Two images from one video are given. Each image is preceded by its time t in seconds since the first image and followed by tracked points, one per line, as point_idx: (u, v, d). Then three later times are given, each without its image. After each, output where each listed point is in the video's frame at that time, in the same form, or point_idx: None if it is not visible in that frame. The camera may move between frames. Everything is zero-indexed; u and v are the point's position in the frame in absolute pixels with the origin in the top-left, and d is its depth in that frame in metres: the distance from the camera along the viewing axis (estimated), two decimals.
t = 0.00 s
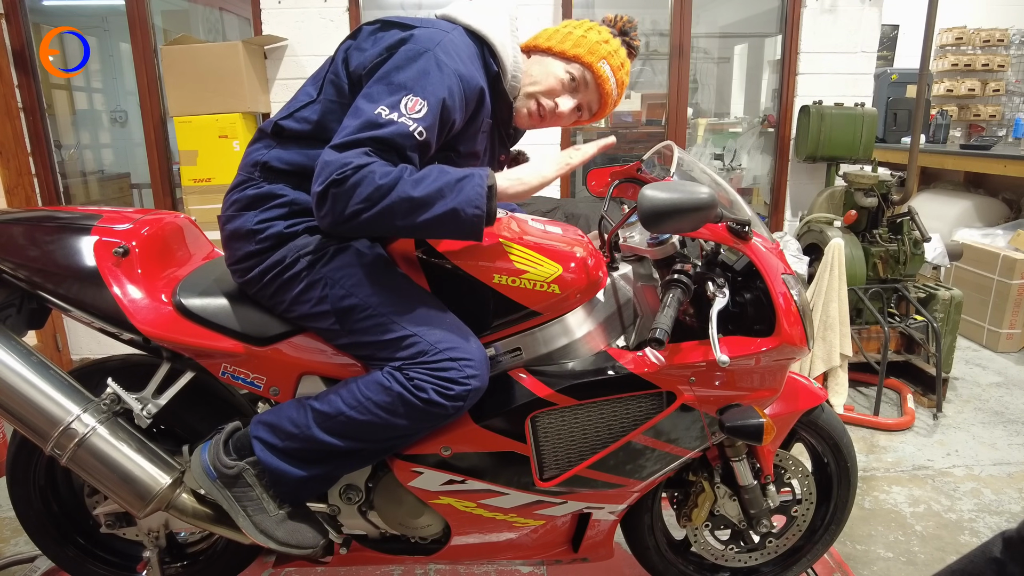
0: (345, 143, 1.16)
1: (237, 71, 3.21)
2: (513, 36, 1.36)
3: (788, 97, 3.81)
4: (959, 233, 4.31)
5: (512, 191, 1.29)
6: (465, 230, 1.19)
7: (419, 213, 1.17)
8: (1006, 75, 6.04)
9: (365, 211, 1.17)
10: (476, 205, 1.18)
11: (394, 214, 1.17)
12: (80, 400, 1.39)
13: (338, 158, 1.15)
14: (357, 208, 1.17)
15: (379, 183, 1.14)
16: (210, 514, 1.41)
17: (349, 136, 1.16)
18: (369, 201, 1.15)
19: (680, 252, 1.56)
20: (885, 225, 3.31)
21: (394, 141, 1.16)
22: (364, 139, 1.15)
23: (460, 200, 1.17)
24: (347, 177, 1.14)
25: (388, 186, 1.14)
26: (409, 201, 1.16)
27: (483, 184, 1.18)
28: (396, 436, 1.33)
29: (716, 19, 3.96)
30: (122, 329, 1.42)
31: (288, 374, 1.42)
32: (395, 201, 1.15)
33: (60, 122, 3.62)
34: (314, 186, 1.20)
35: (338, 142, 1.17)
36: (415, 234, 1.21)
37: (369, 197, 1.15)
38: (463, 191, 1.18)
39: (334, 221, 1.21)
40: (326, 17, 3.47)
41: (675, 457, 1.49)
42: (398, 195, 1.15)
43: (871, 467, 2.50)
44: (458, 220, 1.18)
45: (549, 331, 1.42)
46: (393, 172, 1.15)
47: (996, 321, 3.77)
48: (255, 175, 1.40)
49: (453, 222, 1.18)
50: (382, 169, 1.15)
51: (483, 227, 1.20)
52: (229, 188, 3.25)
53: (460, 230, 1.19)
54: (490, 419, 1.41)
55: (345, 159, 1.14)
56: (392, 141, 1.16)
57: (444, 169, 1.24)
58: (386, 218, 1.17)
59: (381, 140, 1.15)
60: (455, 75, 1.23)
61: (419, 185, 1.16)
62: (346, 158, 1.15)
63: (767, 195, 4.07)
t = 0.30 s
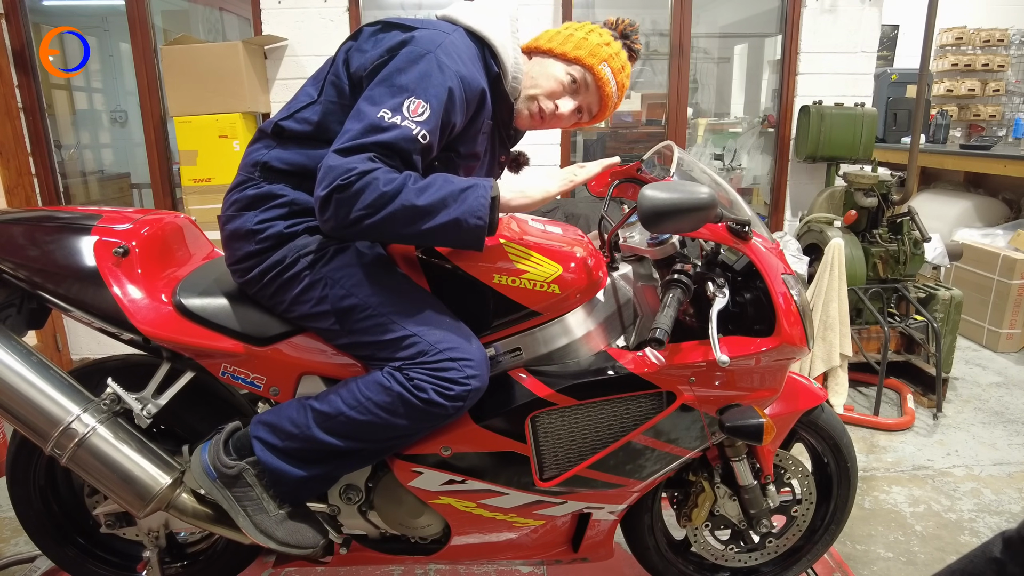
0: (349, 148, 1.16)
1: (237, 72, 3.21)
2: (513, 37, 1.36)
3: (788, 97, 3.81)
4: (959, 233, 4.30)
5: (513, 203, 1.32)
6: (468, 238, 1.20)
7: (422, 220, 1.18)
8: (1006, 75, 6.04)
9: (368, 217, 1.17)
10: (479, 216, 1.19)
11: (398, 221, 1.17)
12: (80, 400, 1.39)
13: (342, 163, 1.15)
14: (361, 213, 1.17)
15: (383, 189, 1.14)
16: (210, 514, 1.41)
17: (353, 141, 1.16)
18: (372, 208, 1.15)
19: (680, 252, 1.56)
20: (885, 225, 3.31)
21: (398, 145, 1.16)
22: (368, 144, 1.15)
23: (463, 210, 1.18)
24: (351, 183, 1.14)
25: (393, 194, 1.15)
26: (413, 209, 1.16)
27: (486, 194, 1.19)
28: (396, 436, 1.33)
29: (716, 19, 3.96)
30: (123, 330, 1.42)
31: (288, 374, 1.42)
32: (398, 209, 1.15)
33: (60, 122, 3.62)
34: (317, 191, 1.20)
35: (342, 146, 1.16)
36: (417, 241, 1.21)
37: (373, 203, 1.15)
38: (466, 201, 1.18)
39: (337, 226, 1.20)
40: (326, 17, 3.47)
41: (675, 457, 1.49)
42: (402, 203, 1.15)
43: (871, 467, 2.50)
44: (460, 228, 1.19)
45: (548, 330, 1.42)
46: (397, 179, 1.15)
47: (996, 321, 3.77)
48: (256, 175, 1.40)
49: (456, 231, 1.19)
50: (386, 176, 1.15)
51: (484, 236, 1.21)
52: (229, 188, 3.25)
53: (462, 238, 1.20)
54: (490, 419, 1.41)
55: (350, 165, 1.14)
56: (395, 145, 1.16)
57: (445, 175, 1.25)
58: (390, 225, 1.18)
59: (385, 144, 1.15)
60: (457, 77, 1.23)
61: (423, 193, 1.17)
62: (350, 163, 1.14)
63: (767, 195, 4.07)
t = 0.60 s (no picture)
0: (349, 148, 1.16)
1: (237, 72, 3.21)
2: (513, 37, 1.36)
3: (788, 97, 3.81)
4: (959, 233, 4.30)
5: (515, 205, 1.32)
6: (468, 238, 1.20)
7: (422, 220, 1.18)
8: (1006, 75, 6.04)
9: (368, 217, 1.17)
10: (479, 215, 1.19)
11: (398, 221, 1.17)
12: (80, 400, 1.39)
13: (342, 163, 1.15)
14: (360, 213, 1.17)
15: (383, 189, 1.14)
16: (210, 514, 1.41)
17: (353, 140, 1.16)
18: (372, 207, 1.15)
19: (680, 252, 1.56)
20: (885, 225, 3.31)
21: (398, 144, 1.16)
22: (368, 144, 1.15)
23: (463, 210, 1.18)
24: (351, 182, 1.14)
25: (393, 193, 1.14)
26: (413, 208, 1.16)
27: (486, 194, 1.19)
28: (396, 436, 1.33)
29: (717, 19, 3.96)
30: (123, 329, 1.42)
31: (288, 374, 1.42)
32: (398, 208, 1.15)
33: (60, 122, 3.62)
34: (317, 191, 1.20)
35: (342, 146, 1.16)
36: (416, 241, 1.21)
37: (374, 203, 1.15)
38: (466, 201, 1.18)
39: (337, 225, 1.20)
40: (326, 17, 3.47)
41: (675, 457, 1.49)
42: (402, 202, 1.15)
43: (871, 467, 2.50)
44: (460, 228, 1.19)
45: (548, 330, 1.42)
46: (398, 178, 1.15)
47: (996, 321, 3.77)
48: (256, 175, 1.40)
49: (456, 231, 1.19)
50: (386, 176, 1.15)
51: (484, 236, 1.21)
52: (229, 188, 3.25)
53: (462, 238, 1.20)
54: (490, 419, 1.41)
55: (350, 164, 1.14)
56: (396, 145, 1.16)
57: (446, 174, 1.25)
58: (390, 225, 1.18)
59: (385, 144, 1.15)
60: (457, 77, 1.23)
61: (423, 193, 1.17)
62: (351, 163, 1.14)
63: (767, 195, 4.07)
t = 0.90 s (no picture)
0: (349, 148, 1.16)
1: (237, 71, 3.21)
2: (514, 37, 1.35)
3: (788, 97, 3.81)
4: (959, 233, 4.30)
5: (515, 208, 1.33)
6: (469, 239, 1.20)
7: (422, 221, 1.18)
8: (1006, 75, 6.04)
9: (368, 218, 1.17)
10: (479, 217, 1.19)
11: (397, 222, 1.17)
12: (80, 400, 1.39)
13: (343, 164, 1.15)
14: (361, 214, 1.17)
15: (383, 190, 1.14)
16: (210, 514, 1.41)
17: (354, 141, 1.16)
18: (371, 208, 1.15)
19: (680, 252, 1.56)
20: (885, 225, 3.31)
21: (398, 145, 1.16)
22: (368, 145, 1.15)
23: (463, 211, 1.18)
24: (351, 183, 1.14)
25: (393, 195, 1.15)
26: (413, 210, 1.16)
27: (487, 196, 1.19)
28: (395, 436, 1.33)
29: (717, 19, 3.96)
30: (122, 329, 1.42)
31: (288, 374, 1.42)
32: (398, 209, 1.15)
33: (60, 122, 3.62)
34: (317, 191, 1.20)
35: (342, 147, 1.17)
36: (416, 242, 1.21)
37: (374, 204, 1.15)
38: (466, 202, 1.19)
39: (337, 226, 1.20)
40: (326, 17, 3.47)
41: (675, 457, 1.49)
42: (402, 203, 1.15)
43: (871, 467, 2.50)
44: (460, 230, 1.19)
45: (549, 330, 1.42)
46: (398, 179, 1.15)
47: (996, 321, 3.77)
48: (256, 175, 1.40)
49: (457, 232, 1.19)
50: (386, 176, 1.15)
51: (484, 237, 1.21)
52: (229, 188, 3.25)
53: (462, 240, 1.20)
54: (490, 419, 1.41)
55: (350, 165, 1.14)
56: (396, 146, 1.16)
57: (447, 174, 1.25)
58: (389, 226, 1.18)
59: (385, 145, 1.16)
60: (457, 78, 1.22)
61: (423, 194, 1.17)
62: (350, 164, 1.14)
63: (767, 195, 4.07)
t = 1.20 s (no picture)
0: (358, 164, 1.16)
1: (237, 71, 3.21)
2: (514, 37, 1.35)
3: (788, 97, 3.82)
4: (959, 233, 4.30)
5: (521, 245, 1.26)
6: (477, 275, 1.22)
7: (432, 252, 1.20)
8: (1006, 75, 6.04)
9: (378, 239, 1.18)
10: (487, 257, 1.21)
11: (406, 250, 1.19)
12: (80, 400, 1.39)
13: (353, 180, 1.15)
14: (372, 235, 1.18)
15: (393, 217, 1.15)
16: (210, 514, 1.41)
17: (363, 157, 1.16)
18: (383, 231, 1.16)
19: (680, 252, 1.56)
20: (885, 225, 3.31)
21: (406, 154, 1.17)
22: (379, 159, 1.16)
23: (471, 249, 1.21)
24: (363, 204, 1.14)
25: (402, 223, 1.16)
26: (422, 241, 1.18)
27: (497, 238, 1.21)
28: (395, 436, 1.33)
29: (717, 19, 3.96)
30: (122, 329, 1.42)
31: (288, 374, 1.42)
32: (407, 238, 1.17)
33: (60, 122, 3.62)
34: (326, 207, 1.19)
35: (350, 162, 1.16)
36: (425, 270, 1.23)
37: (384, 228, 1.16)
38: (475, 241, 1.21)
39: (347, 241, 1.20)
40: (326, 17, 3.47)
41: (675, 457, 1.49)
42: (411, 232, 1.17)
43: (871, 467, 2.50)
44: (468, 265, 1.21)
45: (549, 330, 1.42)
46: (408, 207, 1.17)
47: (996, 320, 3.77)
48: (255, 175, 1.40)
49: (465, 267, 1.21)
50: (397, 202, 1.16)
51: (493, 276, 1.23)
52: (229, 188, 3.25)
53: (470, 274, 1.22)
54: (490, 419, 1.41)
55: (361, 183, 1.14)
56: (404, 156, 1.17)
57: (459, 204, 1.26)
58: (398, 251, 1.19)
59: (394, 156, 1.16)
60: (459, 80, 1.22)
61: (433, 226, 1.19)
62: (361, 183, 1.15)
63: (767, 195, 4.07)
